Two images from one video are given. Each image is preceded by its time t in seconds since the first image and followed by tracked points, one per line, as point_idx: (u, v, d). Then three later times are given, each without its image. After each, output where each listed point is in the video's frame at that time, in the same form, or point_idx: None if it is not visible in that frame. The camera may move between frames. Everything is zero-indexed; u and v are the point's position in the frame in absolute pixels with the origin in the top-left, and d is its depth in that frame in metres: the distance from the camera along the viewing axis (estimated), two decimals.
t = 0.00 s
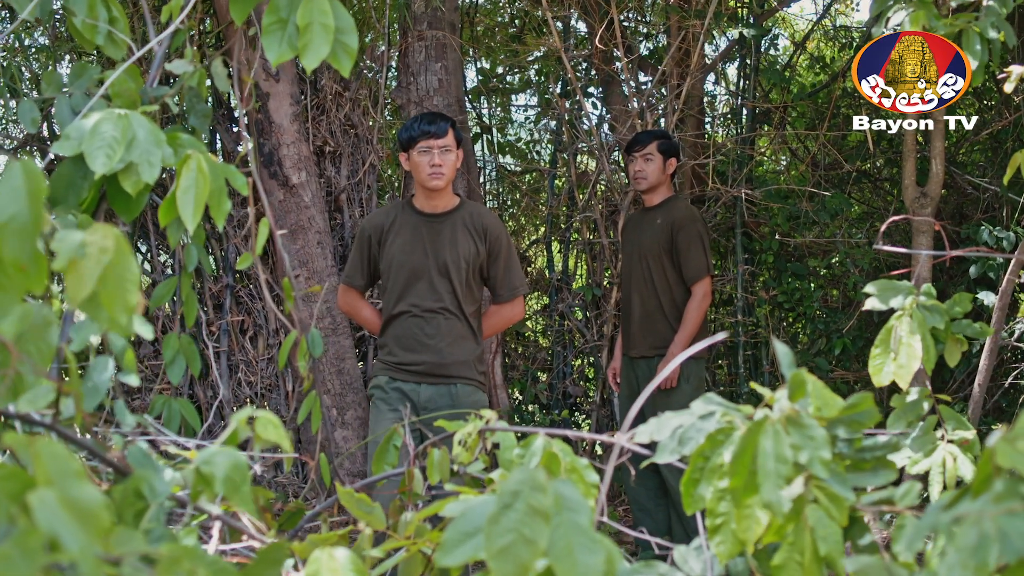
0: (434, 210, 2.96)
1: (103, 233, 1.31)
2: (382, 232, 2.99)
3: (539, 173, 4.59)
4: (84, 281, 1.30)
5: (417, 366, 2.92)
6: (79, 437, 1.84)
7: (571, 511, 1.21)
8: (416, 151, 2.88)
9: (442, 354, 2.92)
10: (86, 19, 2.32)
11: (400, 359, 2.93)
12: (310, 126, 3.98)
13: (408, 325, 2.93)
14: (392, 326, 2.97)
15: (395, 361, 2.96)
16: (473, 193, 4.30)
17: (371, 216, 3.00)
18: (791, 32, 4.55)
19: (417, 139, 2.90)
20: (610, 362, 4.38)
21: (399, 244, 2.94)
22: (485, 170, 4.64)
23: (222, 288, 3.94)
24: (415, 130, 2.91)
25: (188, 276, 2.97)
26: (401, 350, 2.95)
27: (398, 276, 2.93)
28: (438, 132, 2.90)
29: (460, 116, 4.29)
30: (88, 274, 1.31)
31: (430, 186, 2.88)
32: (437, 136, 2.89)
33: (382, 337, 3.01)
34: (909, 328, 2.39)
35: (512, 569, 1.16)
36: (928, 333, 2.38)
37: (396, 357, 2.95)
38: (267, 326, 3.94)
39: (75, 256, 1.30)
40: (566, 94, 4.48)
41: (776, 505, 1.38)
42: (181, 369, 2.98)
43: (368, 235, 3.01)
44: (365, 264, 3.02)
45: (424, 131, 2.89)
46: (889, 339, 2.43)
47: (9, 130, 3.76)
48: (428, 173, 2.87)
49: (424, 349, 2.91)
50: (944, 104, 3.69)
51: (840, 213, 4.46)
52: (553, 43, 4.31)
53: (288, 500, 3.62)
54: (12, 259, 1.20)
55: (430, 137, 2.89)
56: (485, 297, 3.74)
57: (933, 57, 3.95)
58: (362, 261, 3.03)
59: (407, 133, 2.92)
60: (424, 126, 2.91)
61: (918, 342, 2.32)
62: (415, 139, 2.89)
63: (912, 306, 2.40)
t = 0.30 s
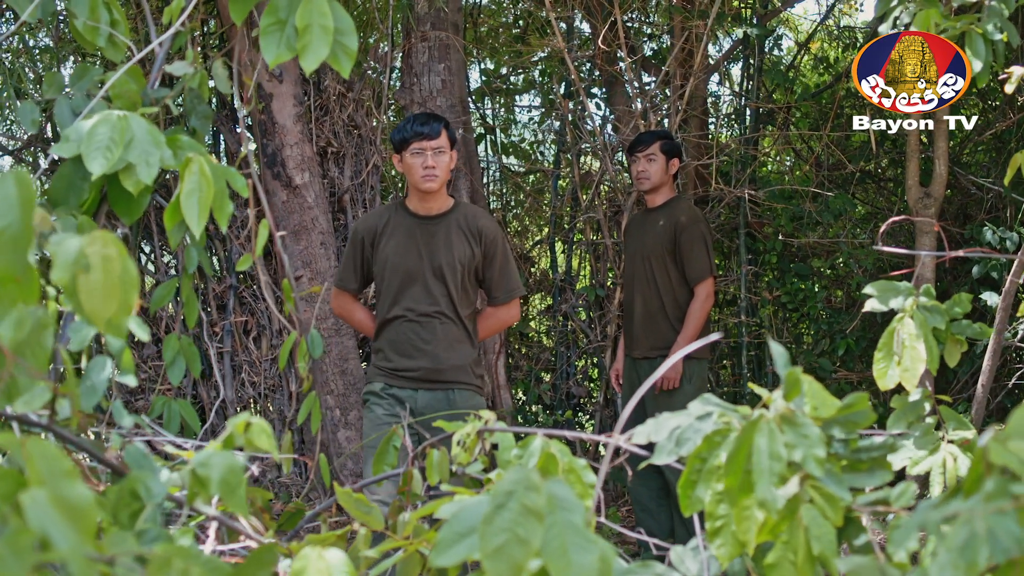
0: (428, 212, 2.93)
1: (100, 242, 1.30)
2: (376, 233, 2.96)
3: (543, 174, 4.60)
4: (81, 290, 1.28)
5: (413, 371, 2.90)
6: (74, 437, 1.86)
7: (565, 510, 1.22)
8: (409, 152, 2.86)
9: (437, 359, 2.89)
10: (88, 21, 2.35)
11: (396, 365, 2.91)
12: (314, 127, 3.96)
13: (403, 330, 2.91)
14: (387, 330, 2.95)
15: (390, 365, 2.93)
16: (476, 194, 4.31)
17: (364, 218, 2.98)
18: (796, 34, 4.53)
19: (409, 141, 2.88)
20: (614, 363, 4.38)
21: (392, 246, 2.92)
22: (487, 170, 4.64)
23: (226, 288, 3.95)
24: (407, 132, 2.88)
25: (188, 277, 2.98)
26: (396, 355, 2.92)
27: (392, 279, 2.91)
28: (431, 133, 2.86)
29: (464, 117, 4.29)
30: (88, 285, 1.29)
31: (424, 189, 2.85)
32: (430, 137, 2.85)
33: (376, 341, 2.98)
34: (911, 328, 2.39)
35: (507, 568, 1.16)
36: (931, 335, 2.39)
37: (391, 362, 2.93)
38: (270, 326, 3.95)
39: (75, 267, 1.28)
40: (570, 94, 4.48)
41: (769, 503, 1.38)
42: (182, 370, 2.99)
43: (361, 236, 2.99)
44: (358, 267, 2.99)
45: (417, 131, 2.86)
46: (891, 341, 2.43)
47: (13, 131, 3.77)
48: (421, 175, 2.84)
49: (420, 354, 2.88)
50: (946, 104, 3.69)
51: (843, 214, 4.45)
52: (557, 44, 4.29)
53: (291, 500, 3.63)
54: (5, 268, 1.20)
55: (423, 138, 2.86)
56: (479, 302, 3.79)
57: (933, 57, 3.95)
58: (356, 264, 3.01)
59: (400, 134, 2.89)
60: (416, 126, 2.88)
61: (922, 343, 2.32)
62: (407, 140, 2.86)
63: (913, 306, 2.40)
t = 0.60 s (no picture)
0: (406, 210, 2.89)
1: (89, 237, 1.33)
2: (353, 234, 2.92)
3: (549, 174, 4.59)
4: (72, 284, 1.32)
5: (400, 375, 2.86)
6: (73, 438, 1.88)
7: (552, 510, 1.22)
8: (385, 150, 2.82)
9: (425, 361, 2.86)
10: (94, 22, 2.41)
11: (382, 369, 2.87)
12: (320, 128, 3.99)
13: (389, 332, 2.86)
14: (372, 334, 2.90)
15: (376, 370, 2.89)
16: (482, 195, 4.31)
17: (340, 220, 2.94)
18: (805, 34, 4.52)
19: (385, 139, 2.85)
20: (620, 363, 4.39)
21: (372, 246, 2.88)
22: (495, 172, 4.61)
23: (233, 289, 3.97)
24: (382, 129, 2.85)
25: (191, 279, 2.99)
26: (384, 359, 2.88)
27: (374, 281, 2.87)
28: (408, 129, 2.84)
29: (471, 118, 4.30)
30: (74, 276, 1.32)
31: (401, 188, 2.82)
32: (406, 133, 2.83)
33: (361, 346, 2.94)
34: (910, 329, 2.39)
35: (491, 565, 1.18)
36: (930, 335, 2.40)
37: (378, 366, 2.88)
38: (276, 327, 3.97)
39: (64, 261, 1.32)
40: (577, 96, 4.48)
41: (764, 504, 1.38)
42: (184, 371, 3.01)
43: (338, 239, 2.94)
44: (337, 270, 2.94)
45: (392, 129, 2.83)
46: (891, 341, 2.43)
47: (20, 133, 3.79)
48: (398, 173, 2.80)
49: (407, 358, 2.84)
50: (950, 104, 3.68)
51: (850, 214, 4.44)
52: (564, 45, 4.28)
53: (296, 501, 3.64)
54: None
55: (399, 135, 2.83)
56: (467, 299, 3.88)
57: (934, 57, 3.95)
58: (335, 267, 2.96)
59: (376, 133, 2.86)
60: (391, 123, 2.85)
61: (920, 344, 2.32)
62: (383, 137, 2.83)
63: (913, 307, 2.40)
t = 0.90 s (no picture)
0: (388, 203, 2.89)
1: (82, 238, 1.35)
2: (335, 228, 2.92)
3: (558, 174, 4.58)
4: (66, 285, 1.33)
5: (385, 373, 2.87)
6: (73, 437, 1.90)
7: (541, 513, 1.22)
8: (366, 142, 2.83)
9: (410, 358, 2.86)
10: (97, 23, 2.42)
11: (366, 366, 2.87)
12: (328, 128, 4.00)
13: (372, 328, 2.87)
14: (354, 330, 2.91)
15: (361, 368, 2.90)
16: (489, 195, 4.32)
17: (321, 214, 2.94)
18: (814, 32, 4.48)
19: (366, 131, 2.85)
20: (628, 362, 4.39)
21: (353, 239, 2.88)
22: (503, 172, 4.59)
23: (241, 289, 3.98)
24: (363, 122, 2.86)
25: (193, 278, 3.01)
26: (368, 355, 2.88)
27: (356, 275, 2.87)
28: (389, 121, 2.85)
29: (478, 117, 4.29)
30: (65, 276, 1.35)
31: (382, 181, 2.83)
32: (387, 126, 2.84)
33: (344, 342, 2.94)
34: (913, 330, 2.39)
35: (472, 566, 1.19)
36: (934, 335, 2.39)
37: (362, 363, 2.89)
38: (283, 327, 3.97)
39: (56, 261, 1.34)
40: (585, 95, 4.48)
41: (762, 502, 1.38)
42: (186, 370, 3.02)
43: (319, 233, 2.94)
44: (318, 265, 2.95)
45: (373, 121, 2.84)
46: (893, 342, 2.43)
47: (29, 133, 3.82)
48: (379, 165, 2.81)
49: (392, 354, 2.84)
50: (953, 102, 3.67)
51: (858, 214, 4.41)
52: (572, 45, 4.30)
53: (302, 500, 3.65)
54: None
55: (380, 127, 2.84)
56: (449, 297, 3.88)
57: (933, 57, 4.03)
58: (315, 262, 2.96)
59: (356, 125, 2.86)
60: (371, 115, 2.85)
61: (923, 345, 2.31)
62: (364, 130, 2.84)
63: (916, 308, 2.40)
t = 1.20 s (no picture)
0: (382, 203, 2.89)
1: (80, 239, 1.35)
2: (327, 228, 2.92)
3: (568, 175, 4.58)
4: (63, 286, 1.34)
5: (381, 374, 2.88)
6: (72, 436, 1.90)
7: (536, 509, 1.23)
8: (360, 141, 2.82)
9: (405, 359, 2.88)
10: (100, 24, 2.43)
11: (362, 367, 2.89)
12: (336, 128, 4.01)
13: (366, 330, 2.88)
14: (347, 331, 2.92)
15: (356, 369, 2.91)
16: (499, 195, 4.32)
17: (314, 213, 2.94)
18: (824, 29, 4.46)
19: (360, 129, 2.84)
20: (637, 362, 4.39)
21: (347, 240, 2.89)
22: (511, 172, 4.61)
23: (250, 289, 3.99)
24: (357, 119, 2.84)
25: (196, 279, 3.03)
26: (362, 357, 2.90)
27: (349, 276, 2.88)
28: (383, 119, 2.83)
29: (487, 117, 4.28)
30: (66, 279, 1.35)
31: (376, 180, 2.82)
32: (382, 125, 2.82)
33: (338, 343, 2.96)
34: (917, 331, 2.38)
35: (466, 559, 1.22)
36: (937, 336, 2.38)
37: (355, 365, 2.91)
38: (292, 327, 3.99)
39: (56, 262, 1.34)
40: (593, 95, 4.49)
41: (774, 504, 1.39)
42: (190, 370, 3.03)
43: (312, 233, 2.94)
44: (311, 265, 2.95)
45: (367, 120, 2.82)
46: (897, 342, 2.42)
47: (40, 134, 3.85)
48: (373, 164, 2.80)
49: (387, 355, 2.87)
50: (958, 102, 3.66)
51: (867, 214, 4.42)
52: (582, 45, 4.30)
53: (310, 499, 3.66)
54: None
55: (374, 126, 2.82)
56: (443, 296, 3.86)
57: (933, 57, 4.08)
58: (309, 262, 2.97)
59: (350, 122, 2.85)
60: (367, 113, 2.84)
61: (927, 346, 2.30)
62: (358, 128, 2.83)
63: (919, 308, 2.39)
